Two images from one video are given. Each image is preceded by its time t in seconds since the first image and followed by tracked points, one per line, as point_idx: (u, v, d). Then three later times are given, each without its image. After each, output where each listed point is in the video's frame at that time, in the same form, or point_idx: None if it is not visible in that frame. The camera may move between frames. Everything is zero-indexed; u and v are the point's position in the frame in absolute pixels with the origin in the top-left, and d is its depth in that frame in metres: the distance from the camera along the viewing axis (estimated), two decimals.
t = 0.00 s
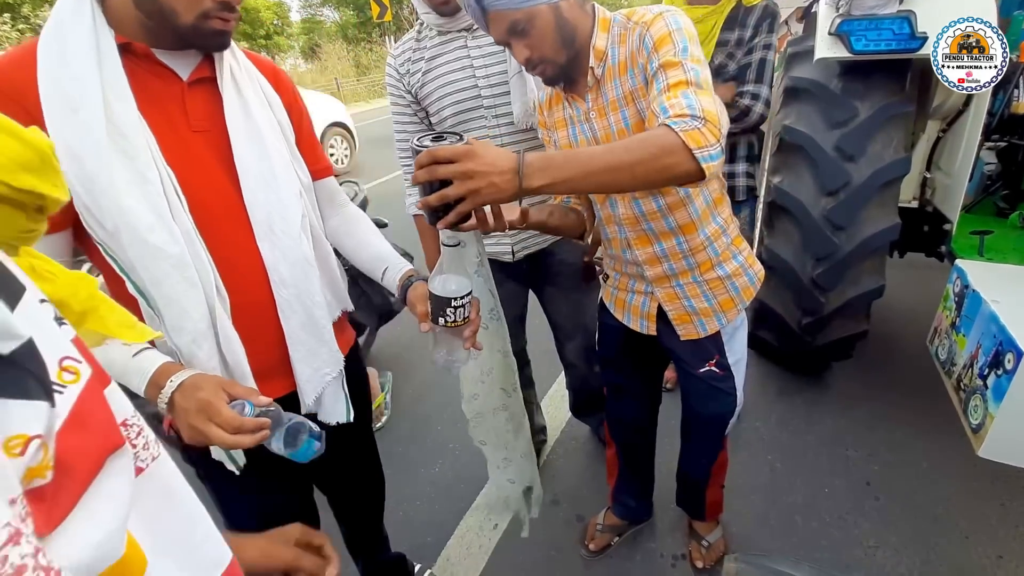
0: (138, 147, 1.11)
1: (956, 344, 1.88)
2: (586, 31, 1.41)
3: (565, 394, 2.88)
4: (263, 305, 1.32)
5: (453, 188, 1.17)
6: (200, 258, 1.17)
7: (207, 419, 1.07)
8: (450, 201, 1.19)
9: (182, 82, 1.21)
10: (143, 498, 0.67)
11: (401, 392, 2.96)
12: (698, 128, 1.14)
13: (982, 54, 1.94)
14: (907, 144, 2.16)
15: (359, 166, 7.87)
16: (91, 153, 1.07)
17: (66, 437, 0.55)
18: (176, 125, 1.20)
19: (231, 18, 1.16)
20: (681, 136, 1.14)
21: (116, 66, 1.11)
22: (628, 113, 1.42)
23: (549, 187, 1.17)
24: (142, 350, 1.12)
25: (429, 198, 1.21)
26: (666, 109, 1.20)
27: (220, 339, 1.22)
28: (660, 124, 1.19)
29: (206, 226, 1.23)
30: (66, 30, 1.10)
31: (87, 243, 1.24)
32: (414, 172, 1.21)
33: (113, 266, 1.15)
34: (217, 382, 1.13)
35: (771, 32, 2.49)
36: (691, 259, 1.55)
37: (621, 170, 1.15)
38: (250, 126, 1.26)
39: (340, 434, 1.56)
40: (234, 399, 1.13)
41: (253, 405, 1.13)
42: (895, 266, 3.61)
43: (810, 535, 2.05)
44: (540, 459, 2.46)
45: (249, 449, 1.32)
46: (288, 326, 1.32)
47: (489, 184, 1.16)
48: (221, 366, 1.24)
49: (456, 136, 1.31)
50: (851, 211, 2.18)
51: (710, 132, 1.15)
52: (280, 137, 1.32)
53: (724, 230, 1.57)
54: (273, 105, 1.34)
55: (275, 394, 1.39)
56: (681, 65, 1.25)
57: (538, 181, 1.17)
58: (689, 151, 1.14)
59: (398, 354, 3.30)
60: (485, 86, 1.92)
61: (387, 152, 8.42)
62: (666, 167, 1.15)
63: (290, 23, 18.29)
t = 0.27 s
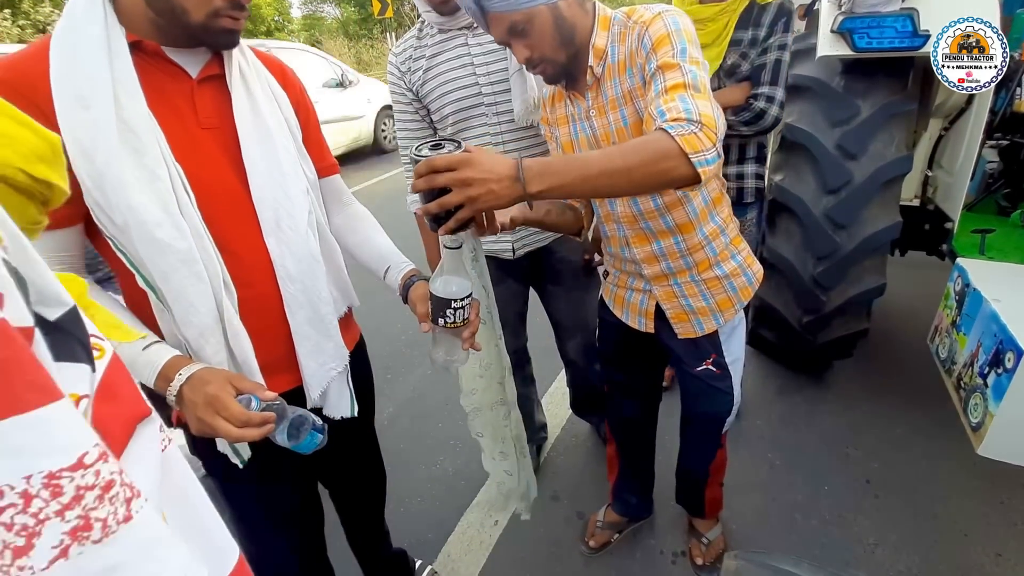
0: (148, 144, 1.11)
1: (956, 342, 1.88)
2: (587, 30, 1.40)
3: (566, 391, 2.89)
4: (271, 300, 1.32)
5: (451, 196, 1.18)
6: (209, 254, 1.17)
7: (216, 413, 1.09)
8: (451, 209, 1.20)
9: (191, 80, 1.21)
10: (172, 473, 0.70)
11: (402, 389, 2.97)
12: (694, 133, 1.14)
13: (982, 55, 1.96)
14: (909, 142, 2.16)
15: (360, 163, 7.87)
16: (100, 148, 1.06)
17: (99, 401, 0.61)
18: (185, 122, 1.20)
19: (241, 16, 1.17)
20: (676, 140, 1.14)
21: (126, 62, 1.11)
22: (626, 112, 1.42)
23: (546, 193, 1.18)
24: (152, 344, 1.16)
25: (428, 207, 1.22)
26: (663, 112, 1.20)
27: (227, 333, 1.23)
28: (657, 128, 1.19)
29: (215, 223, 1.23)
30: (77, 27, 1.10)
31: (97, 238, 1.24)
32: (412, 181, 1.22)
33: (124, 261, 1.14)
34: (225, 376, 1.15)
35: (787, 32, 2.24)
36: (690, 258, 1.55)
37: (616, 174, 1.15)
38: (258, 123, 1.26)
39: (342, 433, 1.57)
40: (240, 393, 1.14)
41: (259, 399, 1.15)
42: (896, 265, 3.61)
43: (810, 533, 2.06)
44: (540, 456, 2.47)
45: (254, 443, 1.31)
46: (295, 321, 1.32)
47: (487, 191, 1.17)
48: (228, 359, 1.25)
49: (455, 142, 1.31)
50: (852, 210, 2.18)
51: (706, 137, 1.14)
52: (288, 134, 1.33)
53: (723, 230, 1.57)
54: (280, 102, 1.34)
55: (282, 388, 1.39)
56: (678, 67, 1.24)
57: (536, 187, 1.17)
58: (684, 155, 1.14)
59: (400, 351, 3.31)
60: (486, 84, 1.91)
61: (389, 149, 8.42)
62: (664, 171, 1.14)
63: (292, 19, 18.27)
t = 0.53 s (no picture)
0: (153, 139, 1.11)
1: (956, 341, 1.88)
2: (586, 27, 1.40)
3: (565, 389, 2.89)
4: (274, 296, 1.32)
5: (451, 200, 1.20)
6: (213, 249, 1.17)
7: (216, 409, 1.10)
8: (452, 211, 1.22)
9: (197, 76, 1.21)
10: (172, 481, 0.73)
11: (402, 386, 2.98)
12: (692, 136, 1.14)
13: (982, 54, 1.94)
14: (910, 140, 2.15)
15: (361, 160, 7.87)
16: (106, 142, 1.06)
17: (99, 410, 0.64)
18: (191, 117, 1.20)
19: (248, 15, 1.17)
20: (674, 143, 1.13)
21: (133, 57, 1.11)
22: (626, 110, 1.42)
23: (546, 197, 1.18)
24: (155, 338, 1.16)
25: (428, 210, 1.24)
26: (661, 113, 1.19)
27: (230, 328, 1.22)
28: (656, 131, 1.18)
29: (219, 218, 1.23)
30: (85, 21, 1.10)
31: (102, 231, 1.24)
32: (414, 185, 1.23)
33: (129, 256, 1.15)
34: (225, 371, 1.15)
35: (779, 27, 2.22)
36: (690, 257, 1.54)
37: (615, 177, 1.14)
38: (263, 119, 1.26)
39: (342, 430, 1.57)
40: (241, 388, 1.15)
41: (259, 394, 1.16)
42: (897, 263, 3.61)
43: (809, 531, 2.06)
44: (540, 453, 2.48)
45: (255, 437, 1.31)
46: (298, 316, 1.32)
47: (487, 196, 1.18)
48: (231, 354, 1.25)
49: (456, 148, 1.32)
50: (853, 208, 2.17)
51: (705, 140, 1.14)
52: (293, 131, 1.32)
53: (724, 228, 1.57)
54: (285, 98, 1.34)
55: (284, 383, 1.39)
56: (678, 68, 1.24)
57: (535, 191, 1.17)
58: (682, 158, 1.14)
59: (400, 348, 3.31)
60: (485, 81, 1.91)
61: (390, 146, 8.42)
62: (662, 173, 1.14)
63: (293, 16, 18.24)
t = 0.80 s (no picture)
0: (159, 137, 1.11)
1: (957, 339, 1.87)
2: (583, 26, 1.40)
3: (566, 386, 2.89)
4: (279, 294, 1.32)
5: (450, 199, 1.20)
6: (217, 246, 1.17)
7: (221, 405, 1.09)
8: (449, 210, 1.23)
9: (202, 73, 1.21)
10: (158, 499, 0.82)
11: (402, 384, 2.98)
12: (690, 131, 1.13)
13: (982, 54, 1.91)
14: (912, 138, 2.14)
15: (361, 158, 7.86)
16: (112, 139, 1.05)
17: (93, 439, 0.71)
18: (196, 115, 1.20)
19: (254, 14, 1.17)
20: (671, 139, 1.13)
21: (139, 54, 1.11)
22: (625, 109, 1.42)
23: (545, 194, 1.18)
24: (160, 335, 1.16)
25: (427, 209, 1.25)
26: (658, 111, 1.18)
27: (234, 325, 1.22)
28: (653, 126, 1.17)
29: (224, 216, 1.23)
30: (92, 18, 1.09)
31: (107, 228, 1.24)
32: (412, 183, 1.24)
33: (134, 253, 1.15)
34: (232, 368, 1.14)
35: (745, 27, 2.49)
36: (691, 255, 1.54)
37: (612, 175, 1.14)
38: (267, 116, 1.25)
39: (344, 428, 1.58)
40: (247, 384, 1.14)
41: (265, 391, 1.15)
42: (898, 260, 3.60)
43: (809, 529, 2.06)
44: (540, 451, 2.48)
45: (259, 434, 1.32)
46: (302, 315, 1.32)
47: (486, 194, 1.18)
48: (236, 351, 1.25)
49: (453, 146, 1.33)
50: (854, 206, 2.17)
51: (702, 135, 1.13)
52: (297, 129, 1.32)
53: (725, 226, 1.56)
54: (289, 96, 1.34)
55: (289, 380, 1.39)
56: (674, 65, 1.23)
57: (534, 188, 1.17)
58: (680, 153, 1.13)
59: (400, 347, 3.31)
60: (484, 79, 1.91)
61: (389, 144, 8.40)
62: (659, 170, 1.14)
63: (293, 14, 18.22)
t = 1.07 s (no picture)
0: (163, 136, 1.11)
1: (958, 338, 1.87)
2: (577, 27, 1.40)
3: (566, 385, 2.89)
4: (283, 293, 1.32)
5: (448, 196, 1.20)
6: (221, 245, 1.17)
7: (225, 404, 1.10)
8: (448, 207, 1.22)
9: (205, 72, 1.20)
10: (140, 519, 0.81)
11: (402, 383, 2.98)
12: (686, 118, 1.13)
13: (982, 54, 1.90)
14: (912, 136, 2.14)
15: (360, 156, 7.85)
16: (116, 138, 1.05)
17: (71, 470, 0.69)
18: (199, 113, 1.20)
19: (258, 13, 1.17)
20: (668, 127, 1.13)
21: (143, 53, 1.11)
22: (620, 108, 1.41)
23: (544, 187, 1.18)
24: (163, 334, 1.16)
25: (426, 206, 1.24)
26: (653, 101, 1.19)
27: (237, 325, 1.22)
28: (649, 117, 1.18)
29: (227, 215, 1.23)
30: (95, 17, 1.09)
31: (111, 227, 1.24)
32: (409, 182, 1.24)
33: (138, 252, 1.15)
34: (235, 366, 1.14)
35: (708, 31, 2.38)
36: (692, 251, 1.54)
37: (612, 164, 1.14)
38: (270, 115, 1.25)
39: (345, 428, 1.58)
40: (251, 383, 1.14)
41: (269, 390, 1.16)
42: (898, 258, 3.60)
43: (809, 527, 2.06)
44: (540, 450, 2.48)
45: (262, 433, 1.33)
46: (304, 314, 1.32)
47: (485, 189, 1.18)
48: (238, 350, 1.25)
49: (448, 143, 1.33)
50: (855, 204, 2.16)
51: (699, 122, 1.14)
52: (300, 128, 1.32)
53: (726, 222, 1.56)
54: (292, 95, 1.34)
55: (292, 378, 1.39)
56: (667, 58, 1.23)
57: (532, 183, 1.17)
58: (678, 141, 1.13)
59: (400, 346, 3.31)
60: (483, 77, 1.91)
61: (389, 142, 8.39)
62: (658, 159, 1.14)
63: (292, 12, 18.19)
